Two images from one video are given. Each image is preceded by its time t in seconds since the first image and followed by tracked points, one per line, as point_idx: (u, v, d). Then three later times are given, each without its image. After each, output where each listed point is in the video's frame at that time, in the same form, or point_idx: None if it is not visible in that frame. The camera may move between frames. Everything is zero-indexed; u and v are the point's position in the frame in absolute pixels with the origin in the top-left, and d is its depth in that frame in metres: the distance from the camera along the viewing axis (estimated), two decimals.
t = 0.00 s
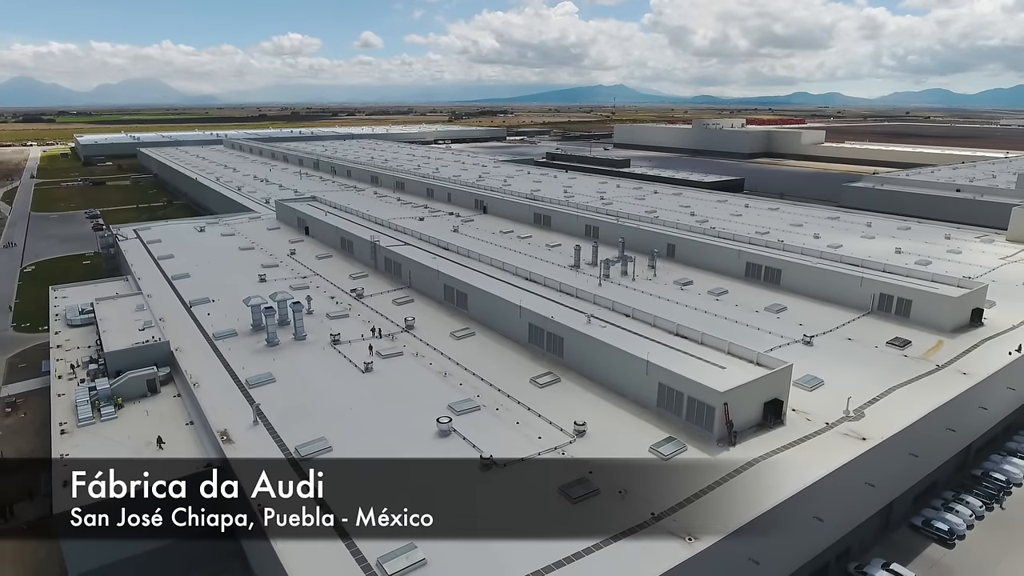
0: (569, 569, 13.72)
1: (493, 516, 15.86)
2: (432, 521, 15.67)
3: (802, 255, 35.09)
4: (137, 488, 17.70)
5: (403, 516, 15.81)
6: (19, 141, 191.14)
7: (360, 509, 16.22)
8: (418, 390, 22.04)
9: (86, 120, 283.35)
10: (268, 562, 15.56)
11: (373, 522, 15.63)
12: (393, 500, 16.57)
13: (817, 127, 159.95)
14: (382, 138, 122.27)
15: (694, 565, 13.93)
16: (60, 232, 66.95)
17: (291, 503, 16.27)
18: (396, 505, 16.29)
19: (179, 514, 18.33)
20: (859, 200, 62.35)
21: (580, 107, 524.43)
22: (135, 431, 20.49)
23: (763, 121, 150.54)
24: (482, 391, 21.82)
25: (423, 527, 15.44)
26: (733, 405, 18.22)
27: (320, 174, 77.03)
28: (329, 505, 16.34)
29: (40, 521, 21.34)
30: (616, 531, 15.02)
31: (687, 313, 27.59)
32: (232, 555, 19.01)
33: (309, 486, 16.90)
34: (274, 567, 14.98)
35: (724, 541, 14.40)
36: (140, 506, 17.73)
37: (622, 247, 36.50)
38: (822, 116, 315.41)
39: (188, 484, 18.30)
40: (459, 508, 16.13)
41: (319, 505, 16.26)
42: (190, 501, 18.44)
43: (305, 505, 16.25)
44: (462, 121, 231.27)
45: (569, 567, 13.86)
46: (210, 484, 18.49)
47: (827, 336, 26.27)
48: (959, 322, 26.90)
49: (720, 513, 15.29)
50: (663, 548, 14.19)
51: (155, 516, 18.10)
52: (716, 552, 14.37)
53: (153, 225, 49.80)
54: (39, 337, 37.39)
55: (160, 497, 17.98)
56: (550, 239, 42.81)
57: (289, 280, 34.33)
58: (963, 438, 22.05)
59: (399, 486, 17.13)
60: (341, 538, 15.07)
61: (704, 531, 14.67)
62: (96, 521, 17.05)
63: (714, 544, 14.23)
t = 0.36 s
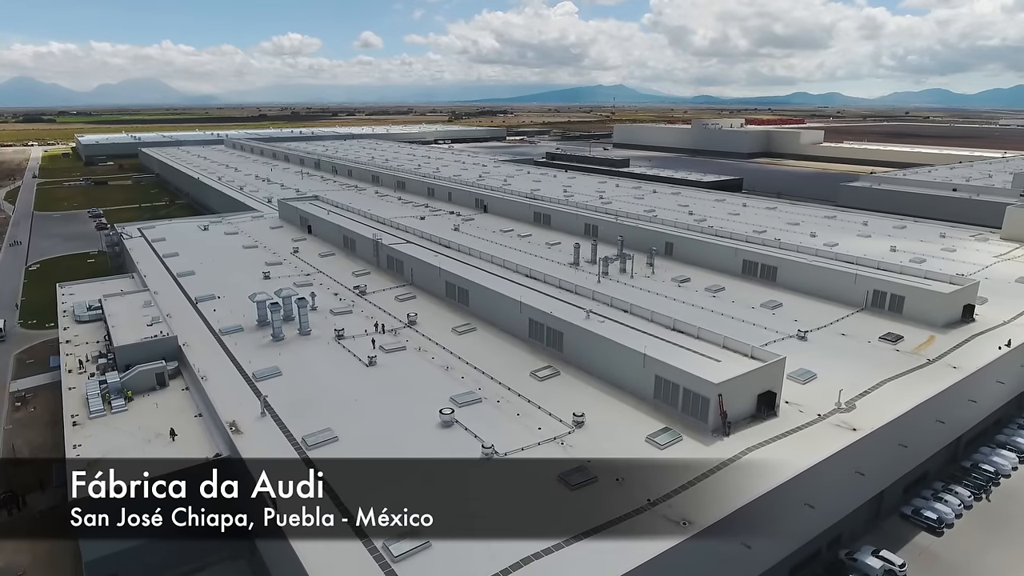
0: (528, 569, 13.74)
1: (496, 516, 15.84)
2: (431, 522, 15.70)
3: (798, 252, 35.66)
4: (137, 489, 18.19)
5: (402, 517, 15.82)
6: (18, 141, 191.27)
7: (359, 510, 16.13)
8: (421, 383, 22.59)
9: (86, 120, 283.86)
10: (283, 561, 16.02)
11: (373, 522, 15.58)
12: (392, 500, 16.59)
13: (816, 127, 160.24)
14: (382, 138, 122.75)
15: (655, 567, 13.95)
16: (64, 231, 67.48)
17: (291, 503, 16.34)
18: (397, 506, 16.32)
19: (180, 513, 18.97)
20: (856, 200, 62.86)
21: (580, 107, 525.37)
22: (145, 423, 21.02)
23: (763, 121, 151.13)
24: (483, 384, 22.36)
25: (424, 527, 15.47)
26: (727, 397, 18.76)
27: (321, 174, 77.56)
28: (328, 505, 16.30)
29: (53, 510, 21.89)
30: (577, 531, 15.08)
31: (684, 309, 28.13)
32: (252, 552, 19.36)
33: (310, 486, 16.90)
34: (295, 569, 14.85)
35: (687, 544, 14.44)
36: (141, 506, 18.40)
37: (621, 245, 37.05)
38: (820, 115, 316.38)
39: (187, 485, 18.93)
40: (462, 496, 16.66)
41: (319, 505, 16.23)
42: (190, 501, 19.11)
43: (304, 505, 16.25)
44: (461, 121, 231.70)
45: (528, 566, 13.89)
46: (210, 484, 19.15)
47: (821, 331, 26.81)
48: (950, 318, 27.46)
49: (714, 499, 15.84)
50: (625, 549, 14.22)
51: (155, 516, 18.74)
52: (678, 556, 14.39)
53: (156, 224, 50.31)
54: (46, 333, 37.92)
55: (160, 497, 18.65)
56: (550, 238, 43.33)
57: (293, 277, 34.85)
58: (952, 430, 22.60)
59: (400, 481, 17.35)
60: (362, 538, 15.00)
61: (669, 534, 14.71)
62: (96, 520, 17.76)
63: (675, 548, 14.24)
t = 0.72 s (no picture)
0: (498, 569, 13.93)
1: (501, 516, 15.97)
2: (431, 522, 15.79)
3: (794, 251, 36.21)
4: (137, 489, 18.53)
5: (402, 517, 15.94)
6: (19, 141, 192.06)
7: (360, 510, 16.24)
8: (423, 377, 23.10)
9: (85, 120, 284.14)
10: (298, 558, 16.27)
11: (372, 522, 15.72)
12: (392, 500, 16.70)
13: (814, 127, 161.09)
14: (382, 138, 123.27)
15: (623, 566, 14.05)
16: (66, 230, 67.91)
17: (292, 503, 16.53)
18: (397, 506, 16.45)
19: (180, 513, 19.38)
20: (853, 199, 63.44)
21: (579, 108, 525.80)
22: (153, 416, 21.46)
23: (761, 121, 151.78)
24: (484, 379, 22.88)
25: (424, 527, 15.58)
26: (722, 389, 19.29)
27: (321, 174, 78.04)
28: (328, 506, 16.42)
29: (64, 501, 22.45)
30: (542, 531, 15.25)
31: (680, 306, 28.66)
32: (261, 552, 19.50)
33: (309, 486, 17.08)
34: (314, 569, 14.98)
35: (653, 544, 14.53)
36: (140, 506, 18.71)
37: (619, 244, 37.57)
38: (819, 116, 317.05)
39: (187, 485, 19.54)
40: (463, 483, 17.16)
41: (319, 505, 16.37)
42: (190, 501, 19.65)
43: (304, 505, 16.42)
44: (460, 121, 232.36)
45: (497, 566, 14.07)
46: (210, 484, 19.76)
47: (815, 327, 27.34)
48: (942, 314, 28.02)
49: (707, 488, 16.34)
50: (587, 549, 14.35)
51: (155, 516, 19.04)
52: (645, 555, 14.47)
53: (159, 223, 50.76)
54: (51, 331, 38.39)
55: (160, 497, 19.09)
56: (549, 237, 43.87)
57: (295, 275, 35.35)
58: (942, 423, 23.15)
59: (402, 473, 17.73)
60: (378, 538, 15.11)
61: (635, 533, 14.82)
62: (96, 520, 18.37)
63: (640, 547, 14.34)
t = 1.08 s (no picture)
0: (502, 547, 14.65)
1: (502, 499, 16.55)
2: (432, 521, 15.70)
3: (790, 248, 36.83)
4: (137, 489, 19.00)
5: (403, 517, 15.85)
6: (21, 141, 192.72)
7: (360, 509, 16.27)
8: (426, 370, 23.71)
9: (85, 120, 284.76)
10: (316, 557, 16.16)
11: (372, 522, 15.65)
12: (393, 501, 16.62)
13: (813, 127, 161.77)
14: (383, 138, 123.94)
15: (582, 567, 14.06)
16: (71, 229, 68.52)
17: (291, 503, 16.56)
18: (397, 506, 16.38)
19: (180, 513, 20.04)
20: (850, 198, 64.06)
21: (578, 108, 525.30)
22: (164, 407, 22.02)
23: (760, 121, 152.50)
24: (485, 371, 23.48)
25: (423, 528, 15.47)
26: (716, 380, 19.89)
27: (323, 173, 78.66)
28: (328, 506, 16.39)
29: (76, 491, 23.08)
30: (505, 532, 15.30)
31: (677, 301, 29.26)
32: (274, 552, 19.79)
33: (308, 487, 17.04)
34: (335, 569, 14.91)
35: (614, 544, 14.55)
36: (141, 506, 19.18)
37: (618, 242, 38.18)
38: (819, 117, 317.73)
39: (187, 485, 19.83)
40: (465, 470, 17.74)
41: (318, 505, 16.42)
42: (190, 501, 20.07)
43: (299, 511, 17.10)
44: (461, 122, 233.05)
45: (488, 552, 14.50)
46: (210, 484, 20.11)
47: (809, 322, 27.94)
48: (933, 310, 28.63)
49: (701, 473, 16.90)
50: (548, 548, 14.36)
51: (155, 516, 19.59)
52: (608, 555, 14.51)
53: (163, 222, 51.36)
54: (59, 327, 39.02)
55: (161, 497, 19.53)
56: (548, 235, 44.48)
57: (299, 273, 35.97)
58: (932, 414, 23.78)
59: (407, 459, 18.28)
60: (398, 538, 15.10)
61: (596, 532, 14.85)
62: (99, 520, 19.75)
63: (600, 547, 14.35)
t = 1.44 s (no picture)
0: (506, 526, 15.34)
1: (505, 482, 17.09)
2: (431, 521, 15.65)
3: (786, 246, 37.46)
4: (137, 489, 19.36)
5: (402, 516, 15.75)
6: (23, 141, 193.01)
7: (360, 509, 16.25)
8: (429, 363, 24.31)
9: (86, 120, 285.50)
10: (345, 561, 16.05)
11: (372, 522, 15.57)
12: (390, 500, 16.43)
13: (812, 127, 162.51)
14: (384, 138, 124.64)
15: (536, 568, 14.08)
16: (75, 228, 69.15)
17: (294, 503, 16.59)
18: (397, 506, 16.11)
19: (180, 513, 20.39)
20: (847, 198, 64.70)
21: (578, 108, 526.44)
22: (175, 398, 22.66)
23: (759, 121, 153.23)
24: (487, 364, 24.07)
25: (426, 526, 15.45)
26: (711, 370, 20.54)
27: (325, 172, 79.25)
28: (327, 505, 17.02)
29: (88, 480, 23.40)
30: (495, 518, 15.72)
31: (674, 297, 29.87)
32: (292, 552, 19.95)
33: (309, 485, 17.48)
34: (359, 569, 14.98)
35: (570, 544, 14.60)
36: (141, 506, 19.61)
37: (617, 239, 38.83)
38: (818, 116, 318.44)
39: (187, 485, 20.20)
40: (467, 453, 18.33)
41: (318, 505, 17.13)
42: (190, 501, 20.40)
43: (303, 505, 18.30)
44: (461, 121, 233.52)
45: (491, 531, 15.21)
46: (210, 484, 20.46)
47: (803, 317, 28.56)
48: (925, 305, 29.29)
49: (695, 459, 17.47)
50: (509, 549, 14.40)
51: (155, 516, 20.01)
52: (563, 554, 14.60)
53: (168, 220, 51.96)
54: (66, 323, 39.62)
55: (161, 497, 19.81)
56: (548, 233, 45.13)
57: (303, 269, 36.59)
58: (922, 406, 24.43)
59: (411, 446, 18.81)
60: (423, 539, 14.93)
61: (550, 532, 14.87)
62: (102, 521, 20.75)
63: (554, 548, 14.38)
